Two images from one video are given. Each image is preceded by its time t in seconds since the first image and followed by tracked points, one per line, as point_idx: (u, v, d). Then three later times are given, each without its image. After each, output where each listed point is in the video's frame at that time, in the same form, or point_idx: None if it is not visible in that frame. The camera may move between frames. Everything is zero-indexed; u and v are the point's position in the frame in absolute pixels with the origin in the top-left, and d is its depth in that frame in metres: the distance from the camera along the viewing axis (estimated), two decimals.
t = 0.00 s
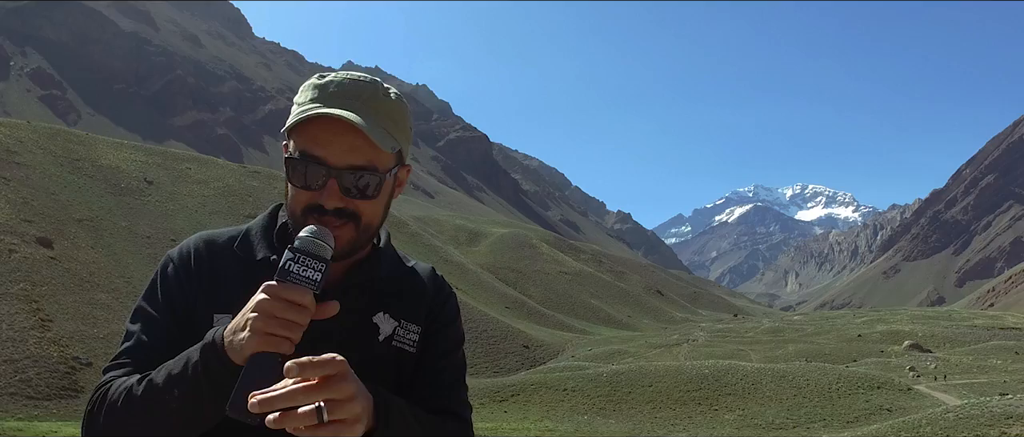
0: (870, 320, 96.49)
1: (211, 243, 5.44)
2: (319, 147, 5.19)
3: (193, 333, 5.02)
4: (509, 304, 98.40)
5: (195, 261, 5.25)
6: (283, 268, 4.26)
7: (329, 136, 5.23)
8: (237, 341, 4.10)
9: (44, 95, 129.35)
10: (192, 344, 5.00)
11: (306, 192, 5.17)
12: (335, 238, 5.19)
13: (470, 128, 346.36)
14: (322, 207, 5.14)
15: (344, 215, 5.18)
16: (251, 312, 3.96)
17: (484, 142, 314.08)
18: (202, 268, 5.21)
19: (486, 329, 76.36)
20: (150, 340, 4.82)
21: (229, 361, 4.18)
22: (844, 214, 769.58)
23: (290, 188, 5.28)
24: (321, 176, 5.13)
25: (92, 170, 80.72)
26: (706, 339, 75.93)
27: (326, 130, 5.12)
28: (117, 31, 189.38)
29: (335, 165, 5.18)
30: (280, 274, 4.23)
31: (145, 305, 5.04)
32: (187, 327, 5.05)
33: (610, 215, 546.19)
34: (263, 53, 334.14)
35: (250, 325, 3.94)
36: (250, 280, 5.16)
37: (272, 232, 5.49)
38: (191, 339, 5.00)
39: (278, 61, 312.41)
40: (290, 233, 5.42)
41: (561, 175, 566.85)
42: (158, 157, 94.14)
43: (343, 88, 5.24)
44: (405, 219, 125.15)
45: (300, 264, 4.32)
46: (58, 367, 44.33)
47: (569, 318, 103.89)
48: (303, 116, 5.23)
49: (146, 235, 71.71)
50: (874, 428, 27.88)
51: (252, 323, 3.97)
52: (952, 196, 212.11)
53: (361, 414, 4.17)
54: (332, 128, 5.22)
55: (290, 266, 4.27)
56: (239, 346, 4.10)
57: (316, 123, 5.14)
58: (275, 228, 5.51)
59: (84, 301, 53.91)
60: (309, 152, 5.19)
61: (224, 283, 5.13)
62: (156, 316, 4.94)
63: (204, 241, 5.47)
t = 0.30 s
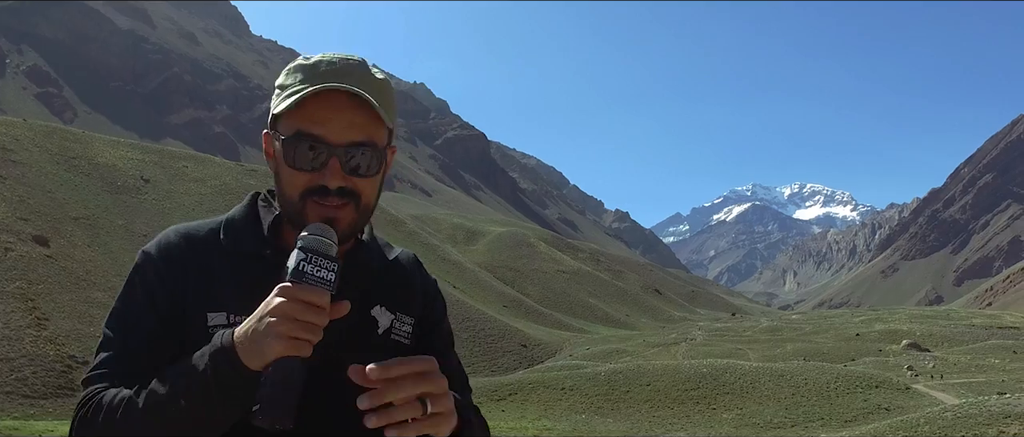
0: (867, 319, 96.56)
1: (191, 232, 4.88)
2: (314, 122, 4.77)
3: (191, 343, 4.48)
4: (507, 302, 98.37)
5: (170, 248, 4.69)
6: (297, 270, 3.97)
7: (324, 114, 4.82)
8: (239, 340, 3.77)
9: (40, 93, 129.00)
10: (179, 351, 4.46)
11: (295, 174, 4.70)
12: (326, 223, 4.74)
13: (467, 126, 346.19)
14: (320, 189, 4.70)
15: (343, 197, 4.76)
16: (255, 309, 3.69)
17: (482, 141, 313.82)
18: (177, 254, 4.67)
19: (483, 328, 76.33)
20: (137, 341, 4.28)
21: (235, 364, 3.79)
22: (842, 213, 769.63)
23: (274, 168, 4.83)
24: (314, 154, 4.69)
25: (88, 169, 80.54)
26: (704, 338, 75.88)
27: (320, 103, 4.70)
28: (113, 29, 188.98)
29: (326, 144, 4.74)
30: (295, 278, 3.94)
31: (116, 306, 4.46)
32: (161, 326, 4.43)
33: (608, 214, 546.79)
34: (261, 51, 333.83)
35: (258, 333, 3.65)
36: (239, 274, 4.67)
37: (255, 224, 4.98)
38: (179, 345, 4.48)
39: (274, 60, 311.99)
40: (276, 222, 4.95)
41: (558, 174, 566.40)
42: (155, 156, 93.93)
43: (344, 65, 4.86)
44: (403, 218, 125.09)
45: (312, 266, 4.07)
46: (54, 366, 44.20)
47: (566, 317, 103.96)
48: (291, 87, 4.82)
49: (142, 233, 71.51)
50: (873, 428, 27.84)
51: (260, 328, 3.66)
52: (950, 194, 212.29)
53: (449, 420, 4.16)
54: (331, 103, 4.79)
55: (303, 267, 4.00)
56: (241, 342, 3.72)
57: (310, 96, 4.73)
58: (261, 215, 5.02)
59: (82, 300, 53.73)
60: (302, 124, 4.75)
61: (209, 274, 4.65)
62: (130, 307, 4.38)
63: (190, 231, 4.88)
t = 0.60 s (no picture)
0: (866, 319, 96.53)
1: (115, 249, 3.91)
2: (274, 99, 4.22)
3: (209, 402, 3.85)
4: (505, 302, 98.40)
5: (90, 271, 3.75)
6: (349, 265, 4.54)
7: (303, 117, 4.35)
8: (313, 331, 3.68)
9: (38, 92, 128.88)
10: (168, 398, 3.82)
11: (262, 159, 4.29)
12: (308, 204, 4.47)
13: (466, 125, 345.91)
14: (314, 177, 4.48)
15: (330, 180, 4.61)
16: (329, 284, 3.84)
17: (480, 140, 313.58)
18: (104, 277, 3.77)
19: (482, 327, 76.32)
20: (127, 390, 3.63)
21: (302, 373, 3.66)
22: (841, 212, 769.49)
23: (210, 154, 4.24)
24: (289, 136, 4.33)
25: (86, 167, 80.34)
26: (703, 338, 75.87)
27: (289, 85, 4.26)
28: (111, 27, 188.48)
29: (306, 129, 4.38)
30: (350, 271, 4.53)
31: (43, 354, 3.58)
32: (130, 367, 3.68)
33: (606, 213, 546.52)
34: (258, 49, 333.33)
35: (359, 315, 3.72)
36: (205, 283, 4.21)
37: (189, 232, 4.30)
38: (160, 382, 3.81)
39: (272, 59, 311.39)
40: (231, 221, 4.45)
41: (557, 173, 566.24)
42: (153, 155, 93.74)
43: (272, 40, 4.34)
44: (402, 218, 125.04)
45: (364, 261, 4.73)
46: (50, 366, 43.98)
47: (565, 316, 103.99)
48: (207, 59, 4.21)
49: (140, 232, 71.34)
50: (869, 428, 27.81)
51: (353, 309, 3.74)
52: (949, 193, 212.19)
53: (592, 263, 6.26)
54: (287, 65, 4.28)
55: (354, 263, 4.57)
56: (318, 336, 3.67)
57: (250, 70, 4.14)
58: (191, 222, 4.32)
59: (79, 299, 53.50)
60: (263, 109, 4.17)
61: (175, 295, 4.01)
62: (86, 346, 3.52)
63: (110, 247, 3.95)
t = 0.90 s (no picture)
0: (866, 318, 96.49)
1: (98, 304, 3.69)
2: (271, 132, 4.14)
3: None
4: (504, 301, 98.37)
5: (80, 336, 3.58)
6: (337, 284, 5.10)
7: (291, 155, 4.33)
8: (344, 339, 4.04)
9: (35, 90, 128.71)
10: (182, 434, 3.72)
11: (254, 195, 4.20)
12: (291, 230, 4.47)
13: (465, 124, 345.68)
14: (297, 202, 4.47)
15: (305, 199, 4.57)
16: (350, 295, 4.27)
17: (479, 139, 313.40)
18: (98, 344, 3.61)
19: (481, 326, 76.33)
20: None
21: (345, 402, 3.97)
22: (841, 211, 769.52)
23: (193, 192, 4.02)
24: (284, 166, 4.29)
25: (83, 166, 80.23)
26: (702, 337, 75.91)
27: (284, 120, 4.21)
28: (109, 25, 188.28)
29: (295, 158, 4.35)
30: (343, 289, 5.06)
31: (58, 434, 3.42)
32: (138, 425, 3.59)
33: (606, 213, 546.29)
34: (257, 48, 332.96)
35: (388, 328, 4.15)
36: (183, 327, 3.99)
37: (161, 272, 4.03)
38: None
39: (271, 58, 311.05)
40: (203, 256, 4.24)
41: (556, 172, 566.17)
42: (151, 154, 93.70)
43: (243, 62, 4.15)
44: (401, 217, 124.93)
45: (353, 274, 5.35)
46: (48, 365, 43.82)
47: (564, 316, 103.99)
48: (185, 82, 3.94)
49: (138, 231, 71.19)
50: (869, 428, 27.78)
51: (379, 319, 4.20)
52: (948, 193, 212.57)
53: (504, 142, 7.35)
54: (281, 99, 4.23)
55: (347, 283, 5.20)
56: (358, 356, 4.01)
57: (249, 105, 4.04)
58: (154, 255, 3.99)
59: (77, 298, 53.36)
60: (263, 144, 4.08)
61: (168, 345, 3.87)
62: (94, 421, 3.45)
63: (88, 302, 3.70)
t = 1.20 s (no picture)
0: (867, 318, 96.46)
1: (106, 326, 3.68)
2: (286, 145, 4.20)
3: None
4: (503, 300, 98.26)
5: (98, 348, 3.60)
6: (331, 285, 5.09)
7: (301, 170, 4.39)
8: (360, 350, 4.11)
9: (33, 89, 128.45)
10: None
11: (269, 208, 4.24)
12: (296, 240, 4.51)
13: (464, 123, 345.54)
14: (301, 214, 4.49)
15: (312, 210, 4.62)
16: (355, 302, 4.35)
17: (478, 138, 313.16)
18: (117, 359, 3.62)
19: (480, 326, 76.36)
20: None
21: (364, 408, 4.07)
22: (841, 210, 769.36)
23: (208, 207, 4.05)
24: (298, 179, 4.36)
25: (81, 165, 80.14)
26: (702, 337, 75.85)
27: (299, 135, 4.28)
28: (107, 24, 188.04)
29: (309, 172, 4.45)
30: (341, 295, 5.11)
31: None
32: None
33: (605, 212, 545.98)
34: (256, 46, 332.44)
35: (397, 339, 4.22)
36: (192, 340, 3.96)
37: (170, 286, 3.97)
38: None
39: (269, 56, 310.62)
40: (214, 268, 4.23)
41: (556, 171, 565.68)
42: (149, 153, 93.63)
43: (256, 76, 4.21)
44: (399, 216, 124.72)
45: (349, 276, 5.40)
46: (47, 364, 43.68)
47: (563, 315, 103.99)
48: (204, 94, 3.98)
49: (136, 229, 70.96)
50: (868, 428, 27.75)
51: (386, 323, 4.29)
52: (947, 192, 212.39)
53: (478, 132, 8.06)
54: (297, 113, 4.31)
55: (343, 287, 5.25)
56: (371, 362, 4.13)
57: (271, 118, 4.13)
58: (162, 266, 3.96)
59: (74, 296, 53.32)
60: (281, 156, 4.16)
61: (186, 353, 3.88)
62: (107, 432, 3.48)
63: (107, 321, 3.69)
